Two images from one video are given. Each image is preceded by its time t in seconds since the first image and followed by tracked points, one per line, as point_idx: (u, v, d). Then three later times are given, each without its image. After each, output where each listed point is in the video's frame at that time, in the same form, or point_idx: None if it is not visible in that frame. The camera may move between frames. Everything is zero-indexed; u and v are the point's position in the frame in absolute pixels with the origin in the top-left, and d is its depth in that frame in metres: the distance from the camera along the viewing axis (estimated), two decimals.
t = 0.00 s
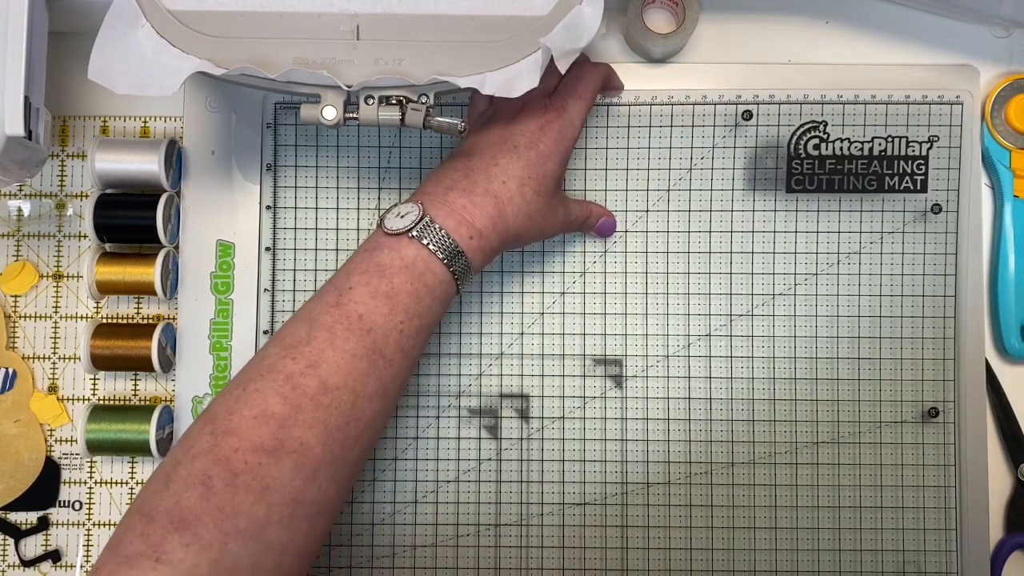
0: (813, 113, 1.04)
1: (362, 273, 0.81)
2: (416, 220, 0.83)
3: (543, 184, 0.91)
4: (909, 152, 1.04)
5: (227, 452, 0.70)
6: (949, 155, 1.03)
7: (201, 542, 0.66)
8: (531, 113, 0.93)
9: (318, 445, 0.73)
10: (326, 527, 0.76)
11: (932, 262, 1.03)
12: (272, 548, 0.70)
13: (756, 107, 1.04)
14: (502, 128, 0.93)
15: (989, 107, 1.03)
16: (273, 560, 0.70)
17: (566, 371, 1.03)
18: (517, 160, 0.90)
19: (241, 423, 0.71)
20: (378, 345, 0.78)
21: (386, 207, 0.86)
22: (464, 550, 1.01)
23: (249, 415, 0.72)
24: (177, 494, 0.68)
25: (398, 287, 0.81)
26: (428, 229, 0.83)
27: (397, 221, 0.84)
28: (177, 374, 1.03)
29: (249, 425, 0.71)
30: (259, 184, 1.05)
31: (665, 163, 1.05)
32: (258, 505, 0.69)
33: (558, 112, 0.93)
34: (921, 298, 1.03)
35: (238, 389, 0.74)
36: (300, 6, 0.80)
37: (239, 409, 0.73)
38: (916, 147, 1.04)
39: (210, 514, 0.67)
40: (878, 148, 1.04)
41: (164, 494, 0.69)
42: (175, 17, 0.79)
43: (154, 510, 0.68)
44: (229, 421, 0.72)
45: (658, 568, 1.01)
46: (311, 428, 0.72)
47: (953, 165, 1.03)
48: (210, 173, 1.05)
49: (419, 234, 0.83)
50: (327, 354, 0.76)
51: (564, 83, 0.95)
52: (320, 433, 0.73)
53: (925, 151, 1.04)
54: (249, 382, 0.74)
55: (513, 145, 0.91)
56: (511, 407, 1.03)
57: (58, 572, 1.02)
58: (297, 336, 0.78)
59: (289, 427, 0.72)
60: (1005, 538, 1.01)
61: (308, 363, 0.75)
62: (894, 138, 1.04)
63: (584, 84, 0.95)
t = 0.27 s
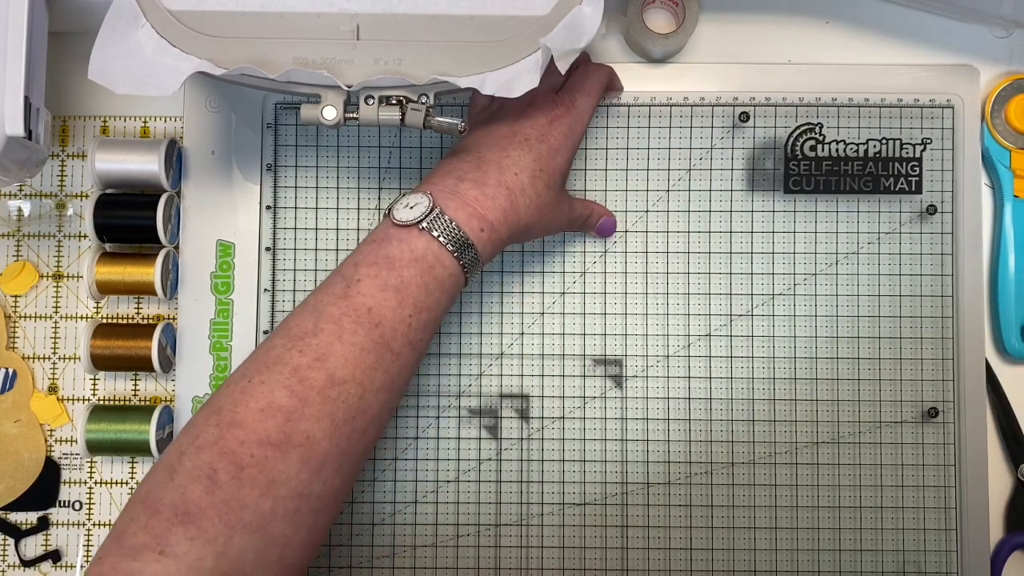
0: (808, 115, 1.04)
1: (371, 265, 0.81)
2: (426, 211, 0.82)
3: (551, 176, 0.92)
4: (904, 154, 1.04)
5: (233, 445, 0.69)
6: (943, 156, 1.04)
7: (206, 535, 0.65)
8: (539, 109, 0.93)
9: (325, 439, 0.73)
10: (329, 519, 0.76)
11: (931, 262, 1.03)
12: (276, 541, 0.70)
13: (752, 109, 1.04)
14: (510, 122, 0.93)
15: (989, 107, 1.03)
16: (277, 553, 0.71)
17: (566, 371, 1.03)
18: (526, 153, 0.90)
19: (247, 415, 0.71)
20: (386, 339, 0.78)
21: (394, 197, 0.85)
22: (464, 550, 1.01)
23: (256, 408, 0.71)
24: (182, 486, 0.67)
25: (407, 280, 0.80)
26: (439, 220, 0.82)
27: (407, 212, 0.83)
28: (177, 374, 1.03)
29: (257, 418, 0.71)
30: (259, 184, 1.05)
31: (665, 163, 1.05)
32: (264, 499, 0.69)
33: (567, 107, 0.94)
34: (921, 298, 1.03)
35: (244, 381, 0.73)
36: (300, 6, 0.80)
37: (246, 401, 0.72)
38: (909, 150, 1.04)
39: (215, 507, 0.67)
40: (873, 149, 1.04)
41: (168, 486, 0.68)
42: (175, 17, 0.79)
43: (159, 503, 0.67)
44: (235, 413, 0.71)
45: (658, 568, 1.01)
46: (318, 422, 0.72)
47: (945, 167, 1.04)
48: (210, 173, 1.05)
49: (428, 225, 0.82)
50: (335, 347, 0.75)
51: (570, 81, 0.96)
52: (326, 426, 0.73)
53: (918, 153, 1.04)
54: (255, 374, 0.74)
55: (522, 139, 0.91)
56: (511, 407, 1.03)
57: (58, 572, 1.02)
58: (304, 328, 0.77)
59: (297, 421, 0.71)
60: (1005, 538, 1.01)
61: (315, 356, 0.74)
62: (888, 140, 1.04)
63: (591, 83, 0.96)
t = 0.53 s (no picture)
0: (807, 116, 1.04)
1: (380, 262, 0.80)
2: (438, 208, 0.82)
3: (558, 173, 0.92)
4: (902, 154, 1.04)
5: (240, 443, 0.69)
6: (941, 157, 1.04)
7: (212, 534, 0.66)
8: (546, 108, 0.94)
9: (333, 438, 0.72)
10: (336, 517, 0.76)
11: (931, 262, 1.03)
12: (282, 540, 0.70)
13: (752, 109, 1.04)
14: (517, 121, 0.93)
15: (989, 107, 1.03)
16: (283, 552, 0.70)
17: (566, 371, 1.03)
18: (533, 151, 0.90)
19: (254, 413, 0.70)
20: (395, 338, 0.77)
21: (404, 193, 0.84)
22: (463, 550, 1.01)
23: (263, 406, 0.71)
24: (187, 484, 0.67)
25: (417, 278, 0.79)
26: (450, 217, 0.82)
27: (418, 208, 0.82)
28: (178, 374, 1.03)
29: (264, 416, 0.70)
30: (259, 183, 1.05)
31: (665, 163, 1.05)
32: (271, 497, 0.69)
33: (574, 106, 0.95)
34: (921, 298, 1.03)
35: (251, 378, 0.73)
36: (300, 6, 0.80)
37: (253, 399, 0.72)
38: (907, 151, 1.04)
39: (221, 506, 0.67)
40: (871, 150, 1.04)
41: (174, 483, 0.68)
42: (175, 17, 0.79)
43: (165, 500, 0.67)
44: (242, 410, 0.71)
45: (658, 568, 1.01)
46: (325, 421, 0.72)
47: (942, 168, 1.04)
48: (211, 173, 1.05)
49: (439, 222, 0.82)
50: (344, 345, 0.74)
51: (576, 79, 0.96)
52: (334, 425, 0.72)
53: (916, 154, 1.04)
54: (262, 371, 0.73)
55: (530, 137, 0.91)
56: (510, 407, 1.03)
57: (58, 572, 1.02)
58: (312, 324, 0.76)
59: (305, 419, 0.71)
60: (1005, 539, 1.01)
61: (324, 354, 0.74)
62: (886, 141, 1.04)
63: (597, 82, 0.96)
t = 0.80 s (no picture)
0: (807, 116, 1.04)
1: (390, 258, 0.79)
2: (447, 204, 0.81)
3: (566, 169, 0.92)
4: (902, 154, 1.04)
5: (246, 440, 0.68)
6: (940, 157, 1.04)
7: (218, 531, 0.66)
8: (552, 104, 0.94)
9: (340, 436, 0.71)
10: (341, 515, 0.75)
11: (931, 262, 1.03)
12: (288, 537, 0.69)
13: (751, 110, 1.04)
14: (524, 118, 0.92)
15: (989, 107, 1.03)
16: (288, 549, 0.70)
17: (566, 371, 1.03)
18: (541, 146, 0.90)
19: (261, 410, 0.69)
20: (403, 335, 0.76)
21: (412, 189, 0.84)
22: (464, 550, 1.01)
23: (270, 403, 0.70)
24: (193, 481, 0.67)
25: (427, 276, 0.78)
26: (459, 214, 0.82)
27: (427, 205, 0.82)
28: (178, 374, 1.03)
29: (271, 413, 0.69)
30: (259, 183, 1.05)
31: (665, 163, 1.05)
32: (277, 495, 0.68)
33: (579, 103, 0.95)
34: (921, 298, 1.03)
35: (257, 374, 0.72)
36: (300, 6, 0.80)
37: (260, 395, 0.70)
38: (906, 151, 1.04)
39: (227, 503, 0.67)
40: (870, 151, 1.04)
41: (180, 480, 0.67)
42: (175, 17, 0.79)
43: (170, 496, 0.67)
44: (248, 407, 0.70)
45: (658, 568, 1.01)
46: (333, 419, 0.71)
47: (941, 168, 1.04)
48: (211, 173, 1.05)
49: (449, 218, 0.81)
50: (352, 343, 0.73)
51: (580, 76, 0.97)
52: (342, 423, 0.71)
53: (915, 154, 1.04)
54: (269, 367, 0.72)
55: (538, 132, 0.91)
56: (511, 407, 1.03)
57: (58, 572, 1.02)
58: (320, 320, 0.75)
59: (312, 417, 0.70)
60: (1005, 538, 1.01)
61: (331, 351, 0.72)
62: (885, 142, 1.04)
63: (597, 80, 0.96)
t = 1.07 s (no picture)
0: (806, 116, 1.04)
1: (431, 262, 0.79)
2: (494, 210, 0.81)
3: (594, 173, 0.93)
4: (901, 155, 1.04)
5: (276, 441, 0.70)
6: (940, 157, 1.04)
7: (241, 531, 0.68)
8: (578, 108, 0.93)
9: (370, 441, 0.73)
10: (364, 514, 0.78)
11: (931, 262, 1.03)
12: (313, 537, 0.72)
13: (750, 110, 1.04)
14: (556, 120, 0.92)
15: (989, 107, 1.03)
16: (312, 548, 0.72)
17: (566, 371, 1.03)
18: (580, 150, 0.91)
19: (294, 412, 0.71)
20: (439, 343, 0.77)
21: (456, 189, 0.83)
22: (463, 550, 1.01)
23: (304, 405, 0.71)
24: (219, 479, 0.69)
25: (469, 283, 0.79)
26: (506, 220, 0.82)
27: (473, 209, 0.82)
28: (177, 374, 1.03)
29: (303, 415, 0.71)
30: (259, 183, 1.05)
31: (665, 163, 1.05)
32: (304, 499, 0.70)
33: (603, 104, 0.94)
34: (921, 298, 1.03)
35: (291, 373, 0.73)
36: (300, 6, 0.80)
37: (291, 395, 0.72)
38: (906, 151, 1.04)
39: (252, 503, 0.68)
40: (869, 151, 1.04)
41: (205, 476, 0.69)
42: (175, 17, 0.80)
43: (194, 492, 0.68)
44: (280, 407, 0.72)
45: (658, 568, 1.01)
46: (364, 424, 0.73)
47: (942, 168, 1.04)
48: (211, 173, 1.05)
49: (494, 224, 0.81)
50: (389, 348, 0.74)
51: (596, 77, 0.96)
52: (373, 428, 0.73)
53: (914, 154, 1.04)
54: (304, 367, 0.73)
55: (575, 135, 0.91)
56: (511, 407, 1.03)
57: (58, 572, 1.02)
58: (356, 322, 0.76)
59: (345, 421, 0.72)
60: (1005, 539, 1.01)
61: (367, 356, 0.74)
62: (885, 142, 1.04)
63: (603, 79, 0.96)
